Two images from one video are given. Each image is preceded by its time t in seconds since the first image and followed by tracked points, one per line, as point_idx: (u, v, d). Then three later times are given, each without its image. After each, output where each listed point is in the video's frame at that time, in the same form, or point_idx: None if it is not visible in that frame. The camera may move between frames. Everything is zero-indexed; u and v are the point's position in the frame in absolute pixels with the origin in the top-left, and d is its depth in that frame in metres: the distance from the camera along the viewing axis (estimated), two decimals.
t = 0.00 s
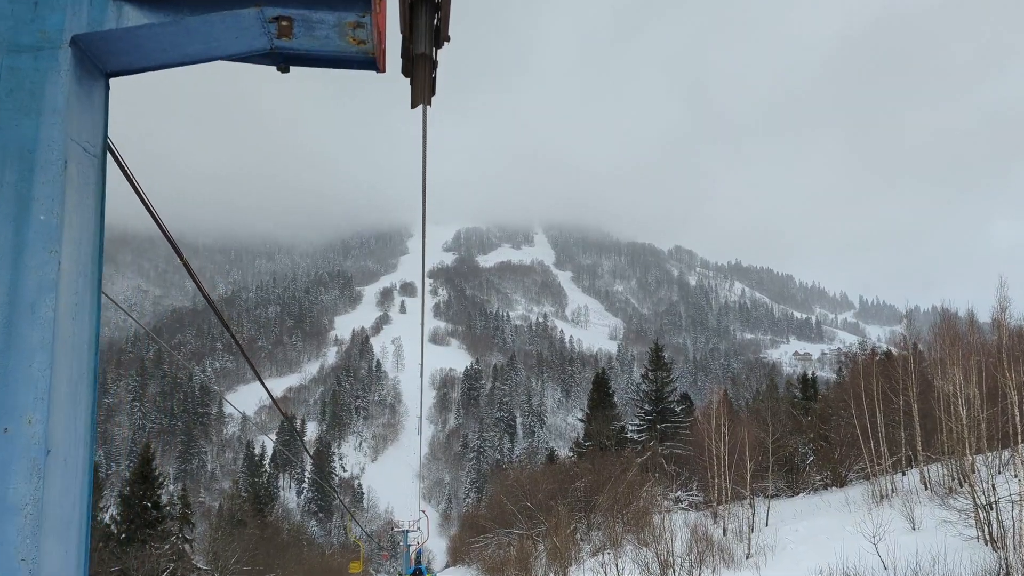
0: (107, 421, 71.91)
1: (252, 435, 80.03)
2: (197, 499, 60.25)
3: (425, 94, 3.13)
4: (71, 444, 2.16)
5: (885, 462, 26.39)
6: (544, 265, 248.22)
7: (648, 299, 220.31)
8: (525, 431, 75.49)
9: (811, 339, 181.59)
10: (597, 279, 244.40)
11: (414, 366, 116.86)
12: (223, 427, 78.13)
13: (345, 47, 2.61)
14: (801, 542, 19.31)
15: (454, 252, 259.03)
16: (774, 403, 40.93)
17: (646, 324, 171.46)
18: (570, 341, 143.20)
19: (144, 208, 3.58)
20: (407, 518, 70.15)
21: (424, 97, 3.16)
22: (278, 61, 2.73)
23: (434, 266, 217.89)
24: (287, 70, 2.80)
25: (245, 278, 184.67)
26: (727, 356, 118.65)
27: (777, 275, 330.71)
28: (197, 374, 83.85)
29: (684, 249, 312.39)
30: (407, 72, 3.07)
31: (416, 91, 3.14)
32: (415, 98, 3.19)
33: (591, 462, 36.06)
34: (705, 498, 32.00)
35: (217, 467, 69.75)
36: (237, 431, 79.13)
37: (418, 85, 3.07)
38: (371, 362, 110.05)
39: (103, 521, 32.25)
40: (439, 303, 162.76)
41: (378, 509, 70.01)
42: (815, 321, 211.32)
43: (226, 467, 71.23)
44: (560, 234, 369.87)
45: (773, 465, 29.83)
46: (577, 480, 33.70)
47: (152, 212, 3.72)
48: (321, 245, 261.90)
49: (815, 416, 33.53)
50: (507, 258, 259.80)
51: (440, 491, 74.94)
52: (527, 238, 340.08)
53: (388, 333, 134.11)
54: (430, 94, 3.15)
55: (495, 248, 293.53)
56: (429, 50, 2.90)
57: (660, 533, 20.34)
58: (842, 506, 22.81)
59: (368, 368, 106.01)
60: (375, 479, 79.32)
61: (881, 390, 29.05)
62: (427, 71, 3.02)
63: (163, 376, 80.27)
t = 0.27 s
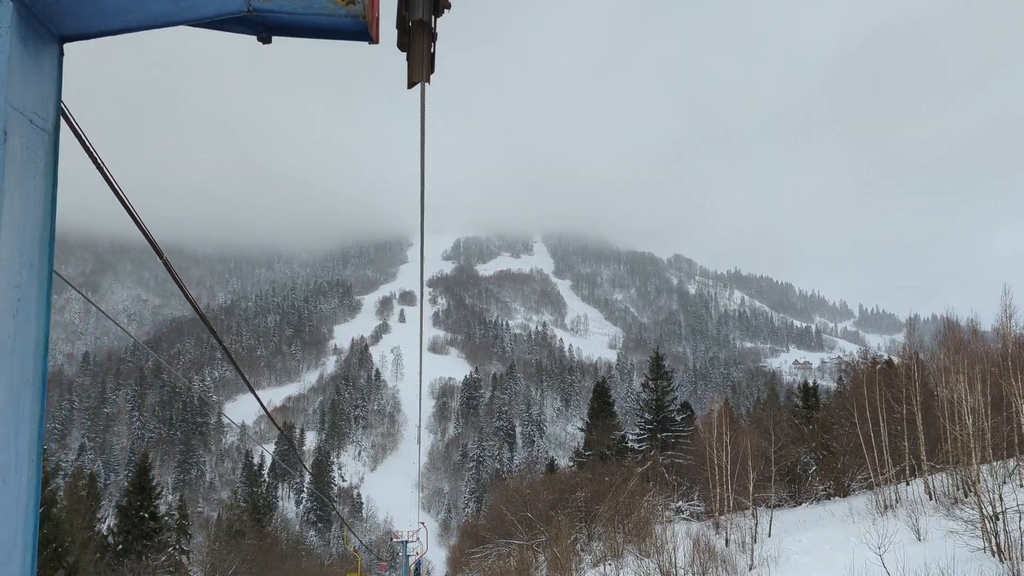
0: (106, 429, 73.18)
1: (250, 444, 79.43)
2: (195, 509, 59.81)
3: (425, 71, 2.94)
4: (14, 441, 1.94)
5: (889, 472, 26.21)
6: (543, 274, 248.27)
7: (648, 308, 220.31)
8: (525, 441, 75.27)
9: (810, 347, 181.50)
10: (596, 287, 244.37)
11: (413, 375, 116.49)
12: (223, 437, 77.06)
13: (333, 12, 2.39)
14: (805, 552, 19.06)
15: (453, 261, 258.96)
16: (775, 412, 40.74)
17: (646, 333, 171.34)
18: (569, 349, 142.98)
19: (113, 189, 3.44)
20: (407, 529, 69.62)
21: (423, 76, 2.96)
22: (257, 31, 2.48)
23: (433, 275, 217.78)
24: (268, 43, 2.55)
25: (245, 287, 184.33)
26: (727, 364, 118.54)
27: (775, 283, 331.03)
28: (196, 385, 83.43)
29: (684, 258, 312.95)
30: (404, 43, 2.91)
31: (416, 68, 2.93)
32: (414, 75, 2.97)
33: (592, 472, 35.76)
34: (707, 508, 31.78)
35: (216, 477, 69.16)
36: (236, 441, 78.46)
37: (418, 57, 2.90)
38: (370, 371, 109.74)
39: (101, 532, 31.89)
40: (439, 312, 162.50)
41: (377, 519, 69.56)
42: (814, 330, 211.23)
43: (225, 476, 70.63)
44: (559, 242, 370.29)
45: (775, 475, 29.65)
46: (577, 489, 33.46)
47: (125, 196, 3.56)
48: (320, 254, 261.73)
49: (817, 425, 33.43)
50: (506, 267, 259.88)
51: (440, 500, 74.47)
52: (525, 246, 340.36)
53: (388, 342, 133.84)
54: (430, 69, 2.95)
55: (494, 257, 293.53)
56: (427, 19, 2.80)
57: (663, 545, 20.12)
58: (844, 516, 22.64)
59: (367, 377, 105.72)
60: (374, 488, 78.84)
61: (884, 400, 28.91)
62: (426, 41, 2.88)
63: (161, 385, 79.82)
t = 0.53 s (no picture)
0: (105, 437, 73.40)
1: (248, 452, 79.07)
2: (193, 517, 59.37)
3: (422, 39, 3.20)
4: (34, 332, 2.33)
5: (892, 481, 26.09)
6: (543, 282, 248.22)
7: (648, 315, 219.93)
8: (525, 448, 74.85)
9: (811, 355, 180.80)
10: (596, 295, 244.17)
11: (413, 383, 116.05)
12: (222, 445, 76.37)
13: None
14: (809, 562, 18.89)
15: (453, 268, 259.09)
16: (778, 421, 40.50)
17: (646, 340, 170.87)
18: (569, 357, 142.64)
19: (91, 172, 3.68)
20: (406, 537, 69.14)
21: (421, 43, 3.21)
22: None
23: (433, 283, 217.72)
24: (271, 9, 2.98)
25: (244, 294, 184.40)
26: (728, 372, 118.04)
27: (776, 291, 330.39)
28: (195, 394, 83.26)
29: (684, 266, 312.86)
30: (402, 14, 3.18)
31: (413, 37, 3.20)
32: (411, 47, 3.25)
33: (592, 479, 35.58)
34: (709, 517, 31.58)
35: (215, 484, 68.44)
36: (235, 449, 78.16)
37: (415, 29, 3.16)
38: (370, 380, 109.40)
39: (99, 540, 31.74)
40: (439, 320, 162.28)
41: (377, 527, 68.96)
42: (815, 337, 210.86)
43: (224, 484, 69.94)
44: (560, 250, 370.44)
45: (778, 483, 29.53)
46: (579, 497, 33.31)
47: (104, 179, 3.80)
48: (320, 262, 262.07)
49: (820, 433, 33.24)
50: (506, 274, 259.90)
51: (440, 509, 73.88)
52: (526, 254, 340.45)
53: (387, 350, 133.57)
54: (428, 38, 3.21)
55: (494, 265, 293.57)
56: None
57: (666, 553, 19.91)
58: (847, 524, 22.51)
59: (367, 385, 105.37)
60: (373, 496, 78.32)
61: (888, 408, 28.74)
62: (422, 10, 3.12)
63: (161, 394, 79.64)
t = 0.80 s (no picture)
0: (105, 445, 72.92)
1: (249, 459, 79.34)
2: (193, 524, 59.06)
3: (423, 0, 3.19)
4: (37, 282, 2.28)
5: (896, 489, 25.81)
6: (543, 289, 248.02)
7: (649, 322, 219.64)
8: (525, 456, 74.60)
9: (813, 361, 180.26)
10: (597, 301, 243.86)
11: (413, 390, 115.65)
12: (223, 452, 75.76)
13: None
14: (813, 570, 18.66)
15: (453, 275, 258.93)
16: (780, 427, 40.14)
17: (647, 347, 170.41)
18: (570, 364, 142.35)
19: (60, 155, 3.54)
20: (406, 545, 68.61)
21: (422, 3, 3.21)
22: None
23: (434, 289, 217.58)
24: None
25: (245, 301, 184.18)
26: (729, 379, 117.66)
27: (777, 298, 329.93)
28: (195, 401, 83.01)
29: (684, 272, 312.52)
30: None
31: None
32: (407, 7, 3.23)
33: (593, 487, 35.26)
34: (711, 525, 31.27)
35: (215, 491, 67.70)
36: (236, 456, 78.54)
37: None
38: (370, 387, 109.16)
39: (96, 548, 31.52)
40: (439, 327, 162.00)
41: (377, 535, 68.56)
42: (817, 344, 210.36)
43: (225, 491, 69.20)
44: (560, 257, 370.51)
45: (781, 490, 29.24)
46: (580, 505, 33.05)
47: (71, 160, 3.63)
48: (320, 269, 262.02)
49: (823, 441, 32.98)
50: (506, 281, 259.73)
51: (441, 516, 73.39)
52: (526, 261, 340.68)
53: (388, 357, 133.27)
54: None
55: (494, 271, 293.49)
56: None
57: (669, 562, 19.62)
58: (852, 533, 22.27)
59: (367, 392, 105.09)
60: (373, 504, 77.92)
61: (892, 416, 28.44)
62: None
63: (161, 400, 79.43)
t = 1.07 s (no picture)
0: (105, 449, 72.66)
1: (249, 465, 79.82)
2: (193, 530, 58.81)
3: None
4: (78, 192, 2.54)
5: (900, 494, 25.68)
6: (544, 293, 247.97)
7: (649, 326, 219.51)
8: (525, 460, 74.33)
9: (813, 366, 179.98)
10: (597, 306, 243.72)
11: (413, 394, 115.41)
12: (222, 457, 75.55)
13: None
14: None
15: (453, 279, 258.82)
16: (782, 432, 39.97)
17: (647, 352, 170.19)
18: (570, 368, 142.13)
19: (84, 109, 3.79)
20: (406, 551, 68.36)
21: None
22: None
23: (434, 294, 217.50)
24: None
25: (245, 306, 184.18)
26: (729, 384, 117.50)
27: (778, 303, 329.69)
28: (195, 406, 82.74)
29: (684, 277, 312.52)
30: None
31: None
32: None
33: (594, 492, 35.07)
34: (714, 530, 31.09)
35: (214, 495, 67.26)
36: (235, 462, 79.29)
37: None
38: (370, 391, 108.99)
39: (94, 554, 31.27)
40: (439, 331, 161.90)
41: (377, 540, 68.28)
42: (817, 348, 210.41)
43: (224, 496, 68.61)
44: (560, 261, 370.54)
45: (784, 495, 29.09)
46: (582, 510, 32.83)
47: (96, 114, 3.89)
48: (320, 273, 261.98)
49: (826, 446, 32.84)
50: (507, 286, 259.65)
51: (441, 521, 73.04)
52: (527, 265, 340.70)
53: (388, 361, 133.12)
54: None
55: (494, 276, 293.37)
56: None
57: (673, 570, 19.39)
58: (856, 538, 22.14)
59: (367, 397, 104.89)
60: (373, 508, 77.62)
61: (896, 420, 28.31)
62: None
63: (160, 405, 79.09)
